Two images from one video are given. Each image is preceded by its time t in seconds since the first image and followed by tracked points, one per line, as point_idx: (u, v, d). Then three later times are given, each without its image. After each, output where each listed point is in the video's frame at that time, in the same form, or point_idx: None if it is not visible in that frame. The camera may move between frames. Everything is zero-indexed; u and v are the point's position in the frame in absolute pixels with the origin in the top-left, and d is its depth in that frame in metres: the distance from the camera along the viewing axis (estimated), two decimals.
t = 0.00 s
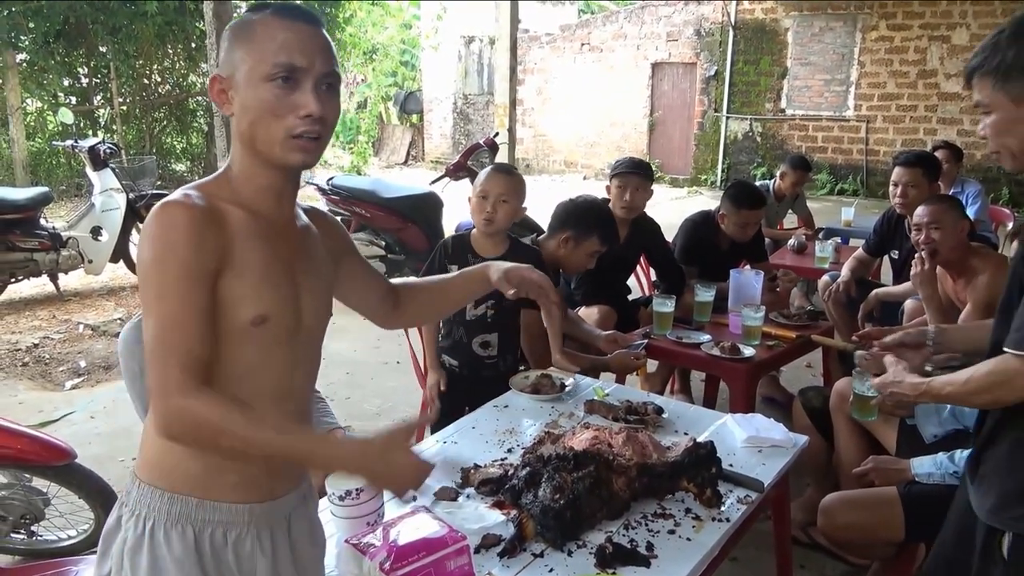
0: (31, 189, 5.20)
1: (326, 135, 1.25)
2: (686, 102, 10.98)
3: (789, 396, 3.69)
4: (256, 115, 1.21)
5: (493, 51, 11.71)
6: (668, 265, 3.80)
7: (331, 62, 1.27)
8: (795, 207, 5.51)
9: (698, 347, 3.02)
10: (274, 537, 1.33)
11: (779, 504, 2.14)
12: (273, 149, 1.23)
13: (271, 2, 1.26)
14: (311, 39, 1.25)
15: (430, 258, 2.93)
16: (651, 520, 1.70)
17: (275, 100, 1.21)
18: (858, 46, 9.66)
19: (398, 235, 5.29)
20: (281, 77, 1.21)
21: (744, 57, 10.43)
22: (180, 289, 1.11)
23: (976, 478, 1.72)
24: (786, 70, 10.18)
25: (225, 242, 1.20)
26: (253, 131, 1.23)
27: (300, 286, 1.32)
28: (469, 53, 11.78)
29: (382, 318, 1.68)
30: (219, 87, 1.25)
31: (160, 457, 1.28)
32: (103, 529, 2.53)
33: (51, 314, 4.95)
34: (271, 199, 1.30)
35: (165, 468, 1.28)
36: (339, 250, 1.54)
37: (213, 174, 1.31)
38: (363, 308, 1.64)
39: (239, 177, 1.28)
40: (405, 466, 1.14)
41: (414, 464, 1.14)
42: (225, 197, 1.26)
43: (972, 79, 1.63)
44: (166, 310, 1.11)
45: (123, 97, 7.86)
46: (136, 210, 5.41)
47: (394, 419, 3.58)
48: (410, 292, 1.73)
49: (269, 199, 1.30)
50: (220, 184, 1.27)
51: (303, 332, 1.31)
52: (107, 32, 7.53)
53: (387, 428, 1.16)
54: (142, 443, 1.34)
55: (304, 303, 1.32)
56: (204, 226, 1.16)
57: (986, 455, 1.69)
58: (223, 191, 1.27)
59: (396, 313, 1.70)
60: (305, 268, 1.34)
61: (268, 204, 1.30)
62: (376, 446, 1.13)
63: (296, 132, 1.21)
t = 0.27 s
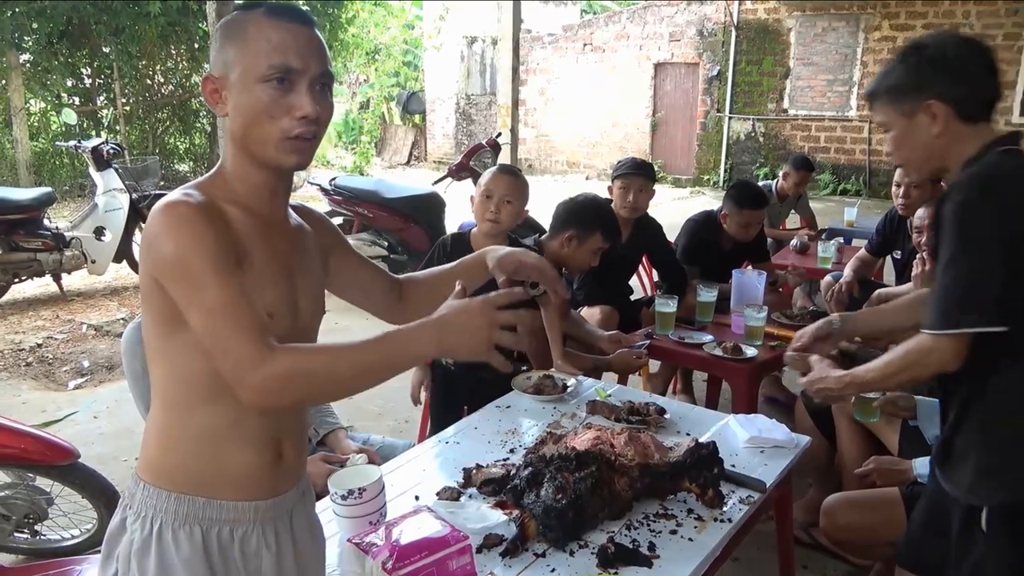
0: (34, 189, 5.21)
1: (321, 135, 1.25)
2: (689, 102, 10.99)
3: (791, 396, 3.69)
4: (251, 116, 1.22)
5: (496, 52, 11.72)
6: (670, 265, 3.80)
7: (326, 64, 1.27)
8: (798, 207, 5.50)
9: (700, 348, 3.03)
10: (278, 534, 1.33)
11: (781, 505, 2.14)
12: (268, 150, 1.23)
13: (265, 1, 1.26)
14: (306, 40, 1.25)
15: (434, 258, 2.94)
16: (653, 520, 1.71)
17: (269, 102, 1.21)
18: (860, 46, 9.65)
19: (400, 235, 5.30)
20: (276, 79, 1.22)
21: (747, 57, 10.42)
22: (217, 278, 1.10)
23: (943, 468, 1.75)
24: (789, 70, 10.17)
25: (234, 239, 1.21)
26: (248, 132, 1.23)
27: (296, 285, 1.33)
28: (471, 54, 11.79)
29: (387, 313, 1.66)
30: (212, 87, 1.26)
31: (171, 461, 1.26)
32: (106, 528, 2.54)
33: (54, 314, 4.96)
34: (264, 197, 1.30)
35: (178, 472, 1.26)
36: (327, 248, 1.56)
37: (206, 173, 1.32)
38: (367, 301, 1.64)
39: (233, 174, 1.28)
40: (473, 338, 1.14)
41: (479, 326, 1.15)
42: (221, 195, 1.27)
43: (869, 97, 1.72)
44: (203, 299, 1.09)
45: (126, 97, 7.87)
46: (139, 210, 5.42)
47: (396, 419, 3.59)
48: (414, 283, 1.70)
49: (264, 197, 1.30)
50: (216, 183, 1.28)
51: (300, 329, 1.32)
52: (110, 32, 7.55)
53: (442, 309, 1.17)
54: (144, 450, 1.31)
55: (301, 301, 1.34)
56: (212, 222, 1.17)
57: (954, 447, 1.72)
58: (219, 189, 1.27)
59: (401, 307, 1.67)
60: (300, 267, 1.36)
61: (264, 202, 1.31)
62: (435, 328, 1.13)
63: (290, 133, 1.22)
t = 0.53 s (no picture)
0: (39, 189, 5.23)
1: (322, 135, 1.25)
2: (691, 103, 11.00)
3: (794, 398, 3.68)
4: (253, 115, 1.22)
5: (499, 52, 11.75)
6: (674, 266, 3.81)
7: (329, 64, 1.26)
8: (800, 208, 5.50)
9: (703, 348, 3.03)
10: (282, 532, 1.33)
11: (783, 506, 2.14)
12: (269, 148, 1.24)
13: (273, 2, 1.26)
14: (311, 41, 1.24)
15: (438, 258, 2.94)
16: (656, 520, 1.71)
17: (271, 100, 1.21)
18: (864, 47, 9.61)
19: (403, 236, 5.30)
20: (277, 78, 1.22)
21: (750, 58, 10.39)
22: (222, 280, 1.10)
23: (938, 464, 1.82)
24: (792, 71, 10.14)
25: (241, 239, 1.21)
26: (250, 130, 1.24)
27: (302, 285, 1.33)
28: (474, 54, 11.80)
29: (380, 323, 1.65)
30: (216, 86, 1.27)
31: (175, 460, 1.27)
32: (109, 528, 2.55)
33: (58, 313, 4.98)
34: (269, 197, 1.31)
35: (181, 470, 1.27)
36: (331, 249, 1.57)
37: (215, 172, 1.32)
38: (357, 313, 1.63)
39: (239, 173, 1.29)
40: (467, 329, 1.14)
41: (473, 317, 1.15)
42: (230, 195, 1.27)
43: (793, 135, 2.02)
44: (207, 302, 1.09)
45: (130, 97, 7.88)
46: (142, 210, 5.43)
47: (398, 419, 3.59)
48: (405, 295, 1.67)
49: (268, 196, 1.31)
50: (224, 182, 1.28)
51: (306, 328, 1.33)
52: (114, 32, 7.56)
53: (436, 304, 1.17)
54: (149, 449, 1.32)
55: (306, 301, 1.34)
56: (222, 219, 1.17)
57: (948, 443, 1.78)
58: (226, 189, 1.28)
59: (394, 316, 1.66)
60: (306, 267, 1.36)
61: (272, 202, 1.32)
62: (429, 322, 1.14)
63: (290, 133, 1.22)
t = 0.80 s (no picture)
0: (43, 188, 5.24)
1: (325, 137, 1.25)
2: (695, 104, 11.01)
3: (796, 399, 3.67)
4: (258, 116, 1.23)
5: (502, 52, 11.76)
6: (678, 267, 3.81)
7: (338, 68, 1.26)
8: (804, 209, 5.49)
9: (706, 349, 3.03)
10: (284, 532, 1.34)
11: (786, 507, 2.14)
12: (272, 149, 1.25)
13: (288, 6, 1.27)
14: (321, 45, 1.24)
15: (443, 258, 2.95)
16: (659, 521, 1.71)
17: (275, 102, 1.22)
18: (868, 48, 9.56)
19: (406, 236, 5.31)
20: (283, 79, 1.22)
21: (753, 59, 10.35)
22: (219, 283, 1.11)
23: (935, 463, 1.90)
24: (796, 72, 10.10)
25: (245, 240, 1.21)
26: (255, 130, 1.25)
27: (308, 287, 1.33)
28: (477, 55, 11.80)
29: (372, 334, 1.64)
30: (231, 86, 1.29)
31: (175, 458, 1.28)
32: (112, 527, 2.55)
33: (61, 313, 4.99)
34: (278, 199, 1.31)
35: (181, 469, 1.27)
36: (339, 250, 1.57)
37: (226, 173, 1.33)
38: (355, 322, 1.63)
39: (250, 175, 1.30)
40: (452, 349, 1.12)
41: (459, 335, 1.13)
42: (238, 196, 1.28)
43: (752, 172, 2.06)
44: (203, 304, 1.10)
45: (134, 97, 7.89)
46: (146, 210, 5.44)
47: (401, 419, 3.59)
48: (402, 305, 1.67)
49: (276, 197, 1.31)
50: (233, 183, 1.29)
51: (310, 331, 1.33)
52: (119, 32, 7.58)
53: (425, 319, 1.15)
54: (152, 445, 1.32)
55: (312, 303, 1.34)
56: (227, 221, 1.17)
57: (943, 441, 1.85)
58: (235, 190, 1.28)
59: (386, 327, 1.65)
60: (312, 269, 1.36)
61: (281, 203, 1.32)
62: (413, 339, 1.12)
63: (292, 134, 1.22)
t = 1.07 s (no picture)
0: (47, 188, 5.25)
1: (340, 137, 1.25)
2: (697, 104, 10.99)
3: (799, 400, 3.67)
4: (274, 114, 1.23)
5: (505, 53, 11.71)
6: (681, 267, 3.81)
7: (354, 68, 1.26)
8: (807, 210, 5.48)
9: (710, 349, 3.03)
10: (285, 533, 1.34)
11: (788, 508, 2.14)
12: (287, 146, 1.25)
13: (306, 6, 1.27)
14: (337, 45, 1.24)
15: (446, 258, 2.94)
16: (661, 521, 1.71)
17: (291, 100, 1.22)
18: (871, 49, 9.55)
19: (409, 236, 5.30)
20: (298, 77, 1.22)
21: (756, 59, 10.34)
22: (226, 284, 1.11)
23: (934, 462, 1.91)
24: (799, 72, 10.07)
25: (257, 240, 1.21)
26: (271, 128, 1.25)
27: (317, 289, 1.33)
28: (480, 55, 11.79)
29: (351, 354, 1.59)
30: (248, 85, 1.30)
31: (180, 455, 1.28)
32: (115, 525, 2.56)
33: (64, 312, 5.00)
34: (292, 199, 1.31)
35: (185, 465, 1.28)
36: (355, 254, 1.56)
37: (243, 171, 1.34)
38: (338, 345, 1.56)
39: (266, 174, 1.30)
40: (443, 379, 1.12)
41: (451, 366, 1.13)
42: (252, 195, 1.27)
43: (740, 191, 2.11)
44: (209, 305, 1.10)
45: (136, 97, 7.90)
46: (149, 209, 5.45)
47: (403, 419, 3.59)
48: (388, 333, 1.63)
49: (289, 198, 1.31)
50: (250, 183, 1.29)
51: (319, 332, 1.32)
52: (122, 32, 7.59)
53: (418, 343, 1.15)
54: (159, 440, 1.33)
55: (320, 305, 1.33)
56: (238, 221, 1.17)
57: (942, 442, 1.87)
58: (250, 189, 1.28)
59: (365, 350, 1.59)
60: (323, 271, 1.36)
61: (293, 204, 1.32)
62: (402, 364, 1.12)
63: (307, 133, 1.22)
